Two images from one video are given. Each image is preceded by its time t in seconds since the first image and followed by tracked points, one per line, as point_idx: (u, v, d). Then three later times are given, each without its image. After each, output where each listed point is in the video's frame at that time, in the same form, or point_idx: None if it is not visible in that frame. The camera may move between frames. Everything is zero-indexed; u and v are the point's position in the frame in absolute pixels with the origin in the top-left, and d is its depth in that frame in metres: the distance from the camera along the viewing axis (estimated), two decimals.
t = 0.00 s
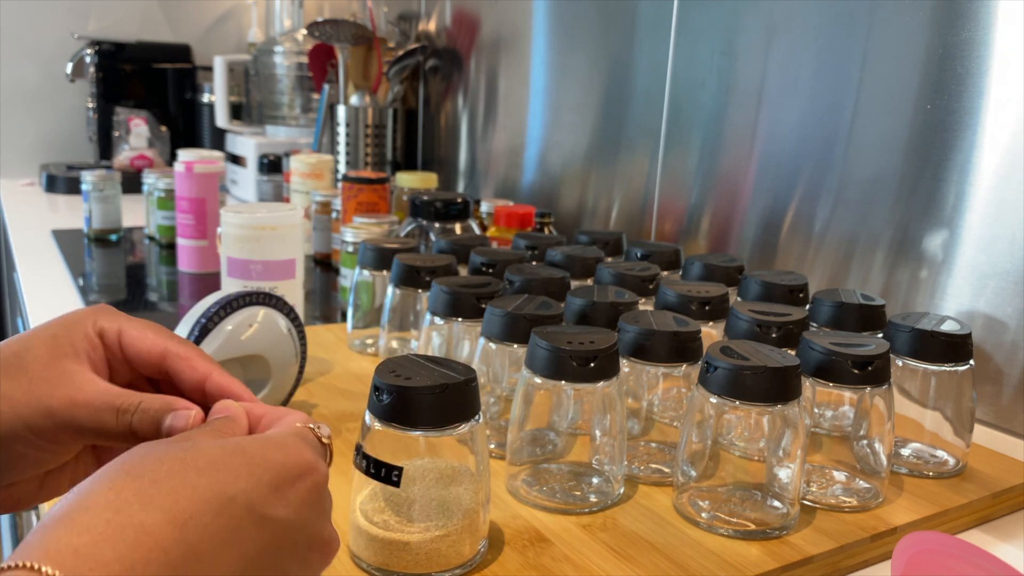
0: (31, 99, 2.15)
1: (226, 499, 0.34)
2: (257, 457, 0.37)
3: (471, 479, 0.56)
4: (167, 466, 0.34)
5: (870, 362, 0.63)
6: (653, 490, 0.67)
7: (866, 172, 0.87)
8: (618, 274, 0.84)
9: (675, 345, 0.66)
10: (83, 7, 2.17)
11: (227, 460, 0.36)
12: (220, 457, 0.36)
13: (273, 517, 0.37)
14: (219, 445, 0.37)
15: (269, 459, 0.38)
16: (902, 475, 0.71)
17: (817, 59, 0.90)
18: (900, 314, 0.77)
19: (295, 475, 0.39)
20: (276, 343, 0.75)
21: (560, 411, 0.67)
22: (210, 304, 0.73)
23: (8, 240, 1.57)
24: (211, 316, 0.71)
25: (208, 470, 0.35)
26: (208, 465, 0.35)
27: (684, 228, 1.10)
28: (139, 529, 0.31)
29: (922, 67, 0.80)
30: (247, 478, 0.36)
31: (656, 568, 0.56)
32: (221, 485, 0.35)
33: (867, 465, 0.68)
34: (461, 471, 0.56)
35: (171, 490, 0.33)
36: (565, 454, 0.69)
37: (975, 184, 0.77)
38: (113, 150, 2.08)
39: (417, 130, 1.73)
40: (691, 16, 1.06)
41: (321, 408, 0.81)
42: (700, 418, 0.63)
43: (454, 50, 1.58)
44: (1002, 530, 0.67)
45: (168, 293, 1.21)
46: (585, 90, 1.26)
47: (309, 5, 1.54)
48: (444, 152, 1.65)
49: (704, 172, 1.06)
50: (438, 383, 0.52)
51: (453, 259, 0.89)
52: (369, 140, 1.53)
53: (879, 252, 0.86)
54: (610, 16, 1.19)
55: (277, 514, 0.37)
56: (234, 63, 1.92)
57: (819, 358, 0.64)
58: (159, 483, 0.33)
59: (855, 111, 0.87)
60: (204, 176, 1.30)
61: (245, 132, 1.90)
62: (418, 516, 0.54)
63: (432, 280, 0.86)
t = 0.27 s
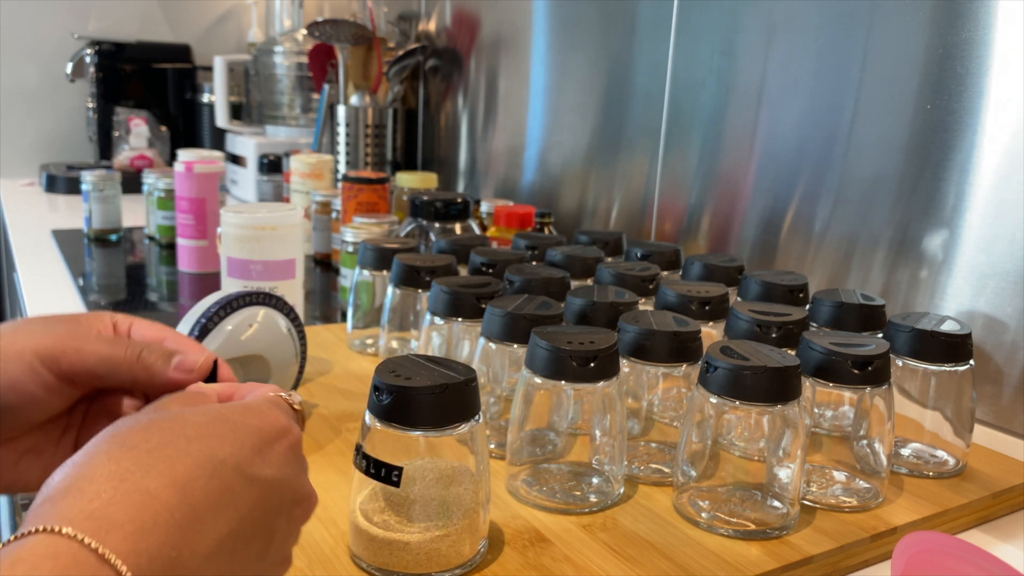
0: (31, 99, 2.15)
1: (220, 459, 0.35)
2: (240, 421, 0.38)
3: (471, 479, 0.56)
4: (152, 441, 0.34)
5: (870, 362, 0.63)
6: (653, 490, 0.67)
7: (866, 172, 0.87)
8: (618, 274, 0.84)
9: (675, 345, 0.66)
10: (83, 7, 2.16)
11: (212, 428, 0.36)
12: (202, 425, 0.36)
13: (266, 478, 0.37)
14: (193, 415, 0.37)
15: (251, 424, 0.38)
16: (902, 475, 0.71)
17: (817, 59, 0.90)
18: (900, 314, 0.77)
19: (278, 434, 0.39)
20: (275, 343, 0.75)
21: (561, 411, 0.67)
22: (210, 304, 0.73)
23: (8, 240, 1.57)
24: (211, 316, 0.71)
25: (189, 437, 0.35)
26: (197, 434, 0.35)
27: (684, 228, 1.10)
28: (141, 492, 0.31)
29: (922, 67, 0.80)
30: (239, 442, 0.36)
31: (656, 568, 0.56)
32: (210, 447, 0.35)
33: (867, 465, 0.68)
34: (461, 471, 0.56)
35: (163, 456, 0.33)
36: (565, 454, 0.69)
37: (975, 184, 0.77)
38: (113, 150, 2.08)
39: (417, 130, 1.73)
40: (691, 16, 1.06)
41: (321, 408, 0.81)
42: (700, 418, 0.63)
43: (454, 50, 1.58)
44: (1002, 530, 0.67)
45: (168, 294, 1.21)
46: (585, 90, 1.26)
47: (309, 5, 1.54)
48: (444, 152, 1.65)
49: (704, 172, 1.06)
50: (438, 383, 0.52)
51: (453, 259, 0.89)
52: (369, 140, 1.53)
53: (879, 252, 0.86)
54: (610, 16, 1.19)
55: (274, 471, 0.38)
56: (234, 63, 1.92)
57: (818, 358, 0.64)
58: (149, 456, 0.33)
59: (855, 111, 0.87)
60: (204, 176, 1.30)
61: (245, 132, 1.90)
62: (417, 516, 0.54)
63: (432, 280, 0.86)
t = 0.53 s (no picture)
0: (31, 99, 2.14)
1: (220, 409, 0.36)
2: (239, 374, 0.39)
3: (470, 479, 0.56)
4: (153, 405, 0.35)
5: (870, 362, 0.63)
6: (653, 490, 0.67)
7: (865, 172, 0.87)
8: (618, 274, 0.84)
9: (675, 345, 0.66)
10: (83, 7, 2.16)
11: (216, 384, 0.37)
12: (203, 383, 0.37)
13: (270, 422, 0.38)
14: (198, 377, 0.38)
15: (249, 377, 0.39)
16: (902, 475, 0.71)
17: (817, 59, 0.90)
18: (900, 314, 0.77)
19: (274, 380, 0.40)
20: (275, 343, 0.75)
21: (561, 411, 0.68)
22: (210, 304, 0.73)
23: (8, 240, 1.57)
24: (211, 316, 0.71)
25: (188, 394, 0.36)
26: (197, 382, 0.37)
27: (684, 228, 1.10)
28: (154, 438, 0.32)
29: (922, 67, 0.80)
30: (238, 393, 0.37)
31: (656, 568, 0.56)
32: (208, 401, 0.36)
33: (867, 465, 0.68)
34: (461, 471, 0.56)
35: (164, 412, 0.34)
36: (565, 454, 0.69)
37: (975, 184, 0.77)
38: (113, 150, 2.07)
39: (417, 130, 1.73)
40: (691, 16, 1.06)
41: (321, 407, 0.81)
42: (700, 418, 0.63)
43: (454, 50, 1.58)
44: (1002, 530, 0.67)
45: (168, 294, 1.21)
46: (585, 90, 1.26)
47: (310, 5, 1.54)
48: (444, 152, 1.65)
49: (704, 172, 1.06)
50: (438, 383, 0.52)
51: (453, 259, 0.89)
52: (369, 141, 1.53)
53: (879, 252, 0.86)
54: (610, 16, 1.19)
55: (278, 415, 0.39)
56: (234, 63, 1.92)
57: (818, 358, 0.64)
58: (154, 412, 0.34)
59: (855, 111, 0.87)
60: (204, 176, 1.30)
61: (245, 132, 1.90)
62: (417, 516, 0.54)
63: (432, 280, 0.86)
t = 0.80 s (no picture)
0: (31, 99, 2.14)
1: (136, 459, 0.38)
2: (149, 425, 0.41)
3: (470, 480, 0.56)
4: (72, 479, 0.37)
5: (870, 362, 0.63)
6: (654, 490, 0.67)
7: (865, 172, 0.87)
8: (618, 274, 0.84)
9: (675, 345, 0.66)
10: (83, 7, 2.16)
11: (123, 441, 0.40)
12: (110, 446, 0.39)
13: (197, 451, 0.41)
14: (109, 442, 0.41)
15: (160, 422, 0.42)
16: (902, 475, 0.71)
17: (816, 59, 0.90)
18: (900, 314, 0.77)
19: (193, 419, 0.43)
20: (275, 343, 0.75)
21: (561, 411, 0.68)
22: (210, 304, 0.73)
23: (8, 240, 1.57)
24: (211, 316, 0.71)
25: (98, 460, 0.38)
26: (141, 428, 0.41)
27: (684, 228, 1.10)
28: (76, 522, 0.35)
29: (922, 67, 0.80)
30: (153, 441, 0.40)
31: (656, 568, 0.56)
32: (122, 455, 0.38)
33: (868, 465, 0.68)
34: (460, 471, 0.56)
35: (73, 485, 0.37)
36: (565, 454, 0.69)
37: (975, 184, 0.77)
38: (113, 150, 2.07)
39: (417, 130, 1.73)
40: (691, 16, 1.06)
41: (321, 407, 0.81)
42: (700, 418, 0.63)
43: (454, 51, 1.58)
44: (1003, 530, 0.67)
45: (168, 294, 1.21)
46: (585, 90, 1.26)
47: (309, 5, 1.54)
48: (444, 152, 1.65)
49: (704, 172, 1.06)
50: (438, 383, 0.52)
51: (453, 259, 0.89)
52: (369, 141, 1.53)
53: (879, 252, 0.86)
54: (610, 16, 1.19)
55: (205, 443, 0.42)
56: (234, 63, 1.92)
57: (819, 358, 0.64)
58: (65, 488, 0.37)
59: (855, 111, 0.87)
60: (203, 176, 1.30)
61: (245, 132, 1.90)
62: (417, 516, 0.54)
63: (432, 280, 0.86)
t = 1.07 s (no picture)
0: (31, 99, 2.14)
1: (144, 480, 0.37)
2: (161, 440, 0.40)
3: (470, 479, 0.56)
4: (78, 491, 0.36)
5: (870, 362, 0.63)
6: (653, 490, 0.67)
7: (865, 172, 0.87)
8: (618, 274, 0.84)
9: (675, 345, 0.66)
10: (83, 7, 2.16)
11: (132, 457, 0.38)
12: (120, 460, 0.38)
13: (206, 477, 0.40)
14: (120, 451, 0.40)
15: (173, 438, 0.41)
16: (902, 475, 0.71)
17: (817, 59, 0.90)
18: (900, 314, 0.77)
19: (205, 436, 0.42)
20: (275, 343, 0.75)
21: (561, 411, 0.68)
22: (210, 304, 0.73)
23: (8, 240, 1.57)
24: (211, 316, 0.71)
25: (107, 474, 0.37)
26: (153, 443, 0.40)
27: (684, 228, 1.10)
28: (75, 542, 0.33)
29: (922, 67, 0.80)
30: (164, 462, 0.38)
31: (656, 568, 0.56)
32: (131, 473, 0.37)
33: (867, 465, 0.68)
34: (460, 471, 0.56)
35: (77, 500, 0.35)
36: (565, 454, 0.69)
37: (975, 184, 0.77)
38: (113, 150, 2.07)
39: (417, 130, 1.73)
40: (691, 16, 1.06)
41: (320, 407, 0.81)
42: (700, 418, 0.63)
43: (454, 51, 1.58)
44: (1003, 530, 0.67)
45: (168, 294, 1.21)
46: (585, 90, 1.26)
47: (309, 6, 1.54)
48: (444, 152, 1.65)
49: (704, 172, 1.06)
50: (438, 383, 0.52)
51: (453, 259, 0.89)
52: (369, 141, 1.53)
53: (879, 252, 0.86)
54: (610, 15, 1.19)
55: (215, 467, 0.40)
56: (234, 63, 1.92)
57: (819, 358, 0.64)
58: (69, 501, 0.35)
59: (855, 111, 0.87)
60: (203, 176, 1.30)
61: (245, 132, 1.90)
62: (417, 516, 0.54)
63: (432, 280, 0.86)
